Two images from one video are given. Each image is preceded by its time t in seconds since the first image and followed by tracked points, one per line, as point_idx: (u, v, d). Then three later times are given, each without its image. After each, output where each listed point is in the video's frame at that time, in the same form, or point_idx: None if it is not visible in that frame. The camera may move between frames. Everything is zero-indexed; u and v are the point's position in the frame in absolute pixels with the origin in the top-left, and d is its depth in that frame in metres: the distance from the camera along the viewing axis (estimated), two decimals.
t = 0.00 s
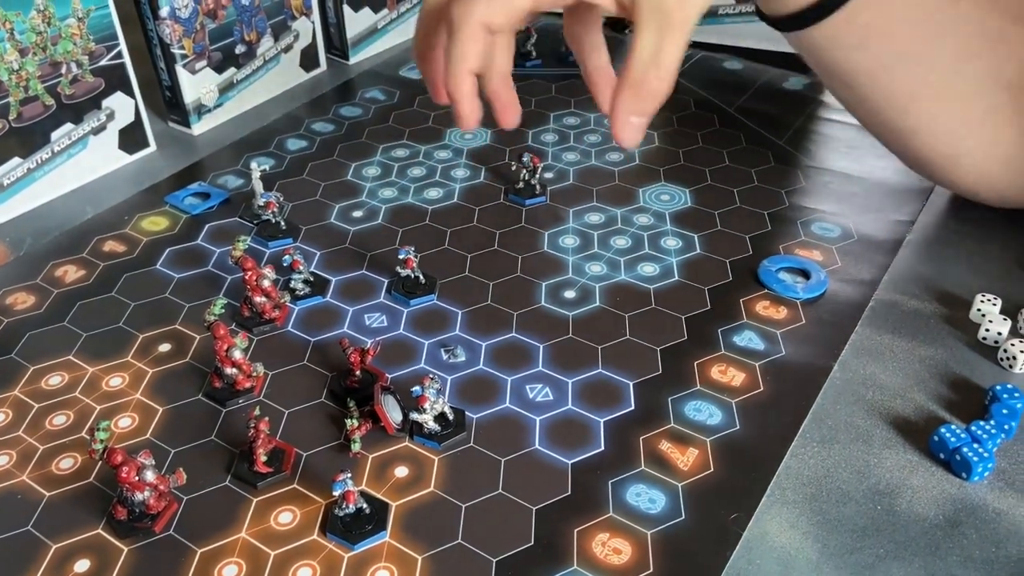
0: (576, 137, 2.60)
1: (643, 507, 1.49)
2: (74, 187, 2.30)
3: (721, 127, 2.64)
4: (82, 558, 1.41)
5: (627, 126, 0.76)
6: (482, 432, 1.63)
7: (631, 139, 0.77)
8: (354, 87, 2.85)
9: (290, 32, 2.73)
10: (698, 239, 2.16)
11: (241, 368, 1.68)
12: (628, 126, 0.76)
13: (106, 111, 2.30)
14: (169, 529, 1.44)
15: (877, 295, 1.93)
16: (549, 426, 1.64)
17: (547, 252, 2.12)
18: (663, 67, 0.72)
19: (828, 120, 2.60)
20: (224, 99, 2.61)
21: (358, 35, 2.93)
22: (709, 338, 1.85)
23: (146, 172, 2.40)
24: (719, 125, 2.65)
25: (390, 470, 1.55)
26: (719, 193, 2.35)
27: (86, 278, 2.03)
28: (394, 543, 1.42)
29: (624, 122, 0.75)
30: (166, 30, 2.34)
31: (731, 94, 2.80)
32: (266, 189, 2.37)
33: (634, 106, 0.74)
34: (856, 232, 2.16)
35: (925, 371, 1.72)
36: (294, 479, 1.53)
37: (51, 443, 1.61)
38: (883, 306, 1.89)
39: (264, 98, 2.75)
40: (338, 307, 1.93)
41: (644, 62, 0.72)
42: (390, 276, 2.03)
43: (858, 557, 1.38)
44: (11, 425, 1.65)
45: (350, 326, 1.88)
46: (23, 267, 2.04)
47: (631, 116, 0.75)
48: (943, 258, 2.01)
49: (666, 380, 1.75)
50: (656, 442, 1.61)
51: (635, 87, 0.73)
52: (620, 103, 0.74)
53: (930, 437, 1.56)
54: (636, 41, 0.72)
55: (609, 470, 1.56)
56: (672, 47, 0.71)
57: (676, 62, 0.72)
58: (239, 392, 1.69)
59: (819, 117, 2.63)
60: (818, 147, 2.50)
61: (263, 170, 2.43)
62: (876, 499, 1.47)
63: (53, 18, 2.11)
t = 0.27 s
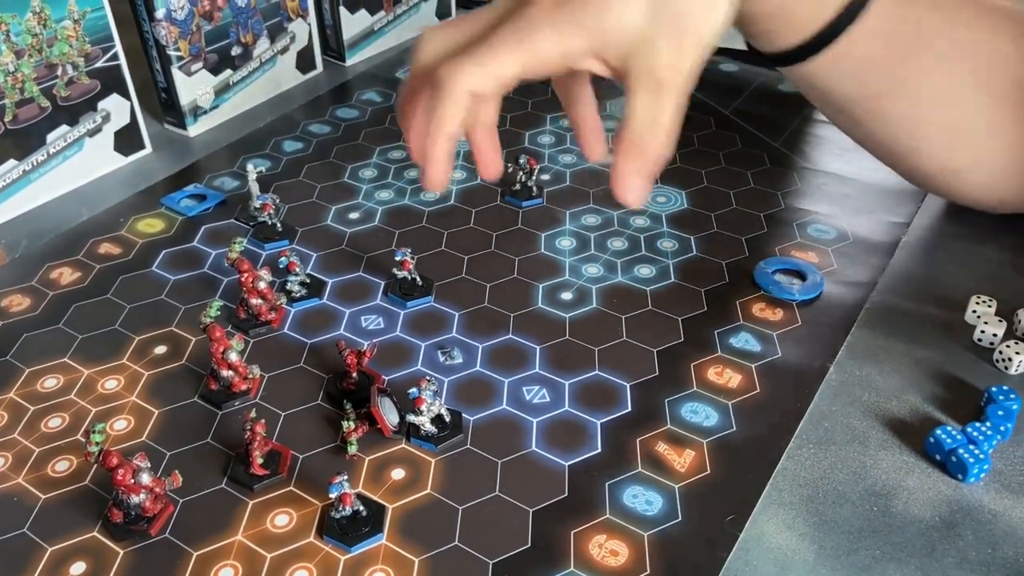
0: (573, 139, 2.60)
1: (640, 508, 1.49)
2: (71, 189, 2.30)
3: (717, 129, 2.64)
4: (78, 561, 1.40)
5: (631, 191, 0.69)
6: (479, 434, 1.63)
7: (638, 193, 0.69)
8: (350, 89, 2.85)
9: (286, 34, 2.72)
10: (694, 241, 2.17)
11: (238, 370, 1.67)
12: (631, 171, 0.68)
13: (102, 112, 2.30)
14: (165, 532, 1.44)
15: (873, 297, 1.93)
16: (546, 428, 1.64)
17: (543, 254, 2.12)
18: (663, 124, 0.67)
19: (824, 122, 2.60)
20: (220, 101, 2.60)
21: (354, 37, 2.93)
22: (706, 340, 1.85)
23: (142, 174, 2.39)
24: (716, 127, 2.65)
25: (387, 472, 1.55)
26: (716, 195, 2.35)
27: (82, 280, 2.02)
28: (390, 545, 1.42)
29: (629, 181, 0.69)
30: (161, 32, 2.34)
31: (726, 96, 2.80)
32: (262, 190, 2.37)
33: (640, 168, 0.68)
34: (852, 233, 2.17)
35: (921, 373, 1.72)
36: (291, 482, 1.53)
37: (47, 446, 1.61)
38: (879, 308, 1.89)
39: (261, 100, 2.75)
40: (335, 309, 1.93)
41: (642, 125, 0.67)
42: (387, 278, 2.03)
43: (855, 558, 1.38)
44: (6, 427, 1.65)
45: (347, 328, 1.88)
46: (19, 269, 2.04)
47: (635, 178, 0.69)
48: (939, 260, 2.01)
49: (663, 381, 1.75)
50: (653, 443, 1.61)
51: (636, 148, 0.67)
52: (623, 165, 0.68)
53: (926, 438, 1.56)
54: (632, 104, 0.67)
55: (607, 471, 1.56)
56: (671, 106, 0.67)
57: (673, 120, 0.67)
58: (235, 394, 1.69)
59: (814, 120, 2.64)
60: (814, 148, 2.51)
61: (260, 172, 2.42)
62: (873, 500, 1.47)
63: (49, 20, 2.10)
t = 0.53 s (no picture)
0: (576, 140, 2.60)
1: (647, 509, 1.48)
2: (74, 189, 2.29)
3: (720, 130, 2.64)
4: (84, 563, 1.40)
5: (713, 242, 0.42)
6: (485, 435, 1.63)
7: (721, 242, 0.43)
8: (353, 89, 2.85)
9: (289, 35, 2.72)
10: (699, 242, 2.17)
11: (243, 371, 1.67)
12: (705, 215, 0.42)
13: (105, 113, 2.29)
14: (171, 533, 1.44)
15: (879, 298, 1.93)
16: (552, 430, 1.64)
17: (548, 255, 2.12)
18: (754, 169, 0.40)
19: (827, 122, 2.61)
20: (223, 102, 2.60)
21: (357, 38, 2.93)
22: (711, 341, 1.85)
23: (145, 174, 2.39)
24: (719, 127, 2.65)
25: (393, 473, 1.54)
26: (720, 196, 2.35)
27: (86, 280, 2.02)
28: (397, 546, 1.42)
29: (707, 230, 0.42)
30: (164, 33, 2.34)
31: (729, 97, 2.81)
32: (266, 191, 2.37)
33: (728, 214, 0.41)
34: (856, 234, 2.16)
35: (927, 374, 1.72)
36: (297, 483, 1.53)
37: (52, 447, 1.60)
38: (884, 309, 1.89)
39: (263, 101, 2.74)
40: (339, 309, 1.92)
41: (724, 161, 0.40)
42: (391, 279, 2.02)
43: (863, 559, 1.38)
44: (11, 429, 1.64)
45: (352, 328, 1.87)
46: (22, 270, 2.03)
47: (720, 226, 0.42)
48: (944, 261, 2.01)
49: (669, 382, 1.75)
50: (660, 444, 1.61)
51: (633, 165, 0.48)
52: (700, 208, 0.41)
53: (933, 439, 1.56)
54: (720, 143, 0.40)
55: (613, 473, 1.55)
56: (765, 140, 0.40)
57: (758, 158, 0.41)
58: (240, 395, 1.69)
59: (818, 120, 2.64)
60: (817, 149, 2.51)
61: (263, 173, 2.42)
62: (880, 501, 1.47)
63: (52, 20, 2.10)
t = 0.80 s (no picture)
0: (579, 140, 2.61)
1: (652, 508, 1.49)
2: (78, 189, 2.30)
3: (722, 130, 2.65)
4: (92, 561, 1.41)
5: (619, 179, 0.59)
6: (490, 434, 1.63)
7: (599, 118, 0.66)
8: (356, 90, 2.85)
9: (292, 35, 2.72)
10: (702, 242, 2.17)
11: (248, 371, 1.67)
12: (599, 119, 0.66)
13: (109, 113, 2.30)
14: (178, 531, 1.44)
15: (882, 298, 1.93)
16: (557, 429, 1.64)
17: (552, 255, 2.12)
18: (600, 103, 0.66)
19: (829, 122, 2.61)
20: (227, 102, 2.61)
21: (359, 38, 2.93)
22: (715, 341, 1.85)
23: (150, 175, 2.39)
24: (721, 128, 2.66)
25: (398, 472, 1.55)
26: (722, 196, 2.35)
27: (91, 280, 2.02)
28: (403, 545, 1.42)
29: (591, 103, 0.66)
30: (169, 33, 2.34)
31: (731, 98, 2.81)
32: (269, 191, 2.37)
33: (630, 158, 0.58)
34: (859, 234, 2.17)
35: (931, 373, 1.72)
36: (303, 482, 1.53)
37: (58, 446, 1.61)
38: (888, 309, 1.89)
39: (266, 101, 2.75)
40: (343, 309, 1.93)
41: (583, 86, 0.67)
42: (395, 278, 2.03)
43: (868, 558, 1.38)
44: (17, 428, 1.65)
45: (356, 328, 1.88)
46: (27, 270, 2.04)
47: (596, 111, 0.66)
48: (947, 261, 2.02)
49: (673, 381, 1.76)
50: (665, 443, 1.61)
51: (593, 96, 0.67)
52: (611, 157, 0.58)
53: (937, 438, 1.57)
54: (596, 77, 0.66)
55: (619, 471, 1.56)
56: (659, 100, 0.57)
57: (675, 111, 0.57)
58: (245, 394, 1.69)
59: (819, 121, 2.65)
60: (819, 150, 2.51)
61: (267, 173, 2.42)
62: (884, 500, 1.47)
63: (58, 20, 2.10)
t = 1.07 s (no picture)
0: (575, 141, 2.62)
1: (647, 508, 1.49)
2: (75, 189, 2.30)
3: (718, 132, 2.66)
4: (87, 561, 1.41)
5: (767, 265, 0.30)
6: (485, 434, 1.63)
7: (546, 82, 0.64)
8: (353, 91, 2.86)
9: (289, 37, 2.73)
10: (698, 243, 2.18)
11: (244, 371, 1.68)
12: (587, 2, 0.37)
13: (106, 114, 2.30)
14: (174, 531, 1.44)
15: (876, 299, 1.94)
16: (553, 429, 1.65)
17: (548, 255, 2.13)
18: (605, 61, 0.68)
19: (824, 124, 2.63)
20: (223, 103, 2.61)
21: (357, 39, 2.94)
22: (710, 341, 1.86)
23: (146, 175, 2.39)
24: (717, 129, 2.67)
25: (394, 472, 1.55)
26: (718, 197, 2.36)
27: (87, 281, 2.03)
28: (398, 545, 1.43)
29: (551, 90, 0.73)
30: (166, 34, 2.35)
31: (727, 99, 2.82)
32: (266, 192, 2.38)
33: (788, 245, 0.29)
34: (854, 235, 2.18)
35: (925, 374, 1.73)
36: (299, 482, 1.53)
37: (55, 446, 1.61)
38: (882, 310, 1.90)
39: (263, 102, 2.75)
40: (340, 310, 1.93)
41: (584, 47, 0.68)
42: (392, 279, 2.03)
43: (861, 558, 1.39)
44: (14, 428, 1.65)
45: (352, 328, 1.88)
46: (24, 271, 2.04)
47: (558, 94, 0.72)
48: (941, 262, 2.03)
49: (668, 382, 1.76)
50: (659, 443, 1.62)
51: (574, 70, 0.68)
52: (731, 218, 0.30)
53: (930, 438, 1.57)
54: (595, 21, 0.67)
55: (614, 472, 1.56)
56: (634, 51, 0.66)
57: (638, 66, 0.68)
58: (241, 395, 1.69)
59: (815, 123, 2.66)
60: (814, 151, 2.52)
61: (264, 174, 2.43)
62: (878, 500, 1.48)
63: (54, 21, 2.11)
